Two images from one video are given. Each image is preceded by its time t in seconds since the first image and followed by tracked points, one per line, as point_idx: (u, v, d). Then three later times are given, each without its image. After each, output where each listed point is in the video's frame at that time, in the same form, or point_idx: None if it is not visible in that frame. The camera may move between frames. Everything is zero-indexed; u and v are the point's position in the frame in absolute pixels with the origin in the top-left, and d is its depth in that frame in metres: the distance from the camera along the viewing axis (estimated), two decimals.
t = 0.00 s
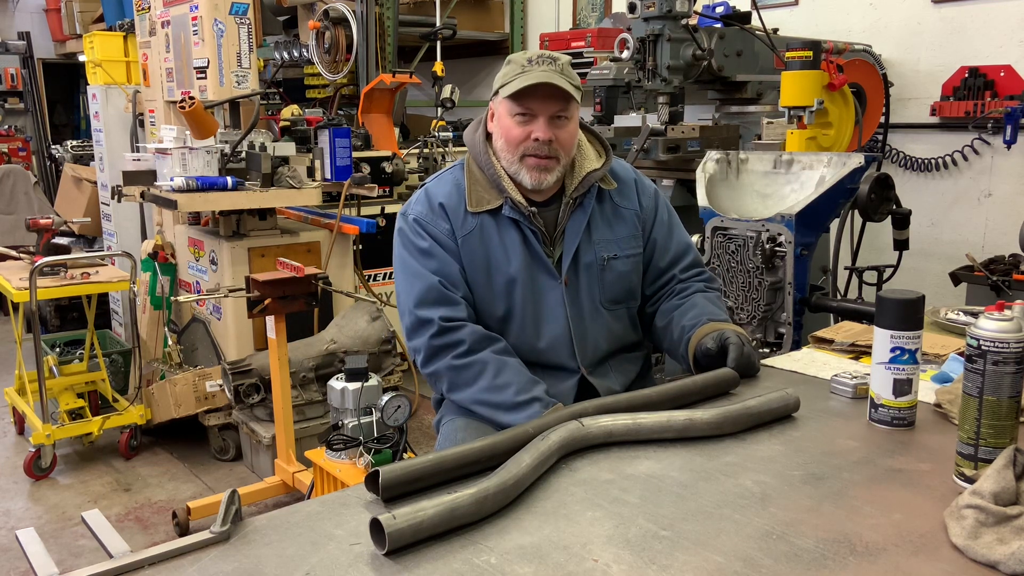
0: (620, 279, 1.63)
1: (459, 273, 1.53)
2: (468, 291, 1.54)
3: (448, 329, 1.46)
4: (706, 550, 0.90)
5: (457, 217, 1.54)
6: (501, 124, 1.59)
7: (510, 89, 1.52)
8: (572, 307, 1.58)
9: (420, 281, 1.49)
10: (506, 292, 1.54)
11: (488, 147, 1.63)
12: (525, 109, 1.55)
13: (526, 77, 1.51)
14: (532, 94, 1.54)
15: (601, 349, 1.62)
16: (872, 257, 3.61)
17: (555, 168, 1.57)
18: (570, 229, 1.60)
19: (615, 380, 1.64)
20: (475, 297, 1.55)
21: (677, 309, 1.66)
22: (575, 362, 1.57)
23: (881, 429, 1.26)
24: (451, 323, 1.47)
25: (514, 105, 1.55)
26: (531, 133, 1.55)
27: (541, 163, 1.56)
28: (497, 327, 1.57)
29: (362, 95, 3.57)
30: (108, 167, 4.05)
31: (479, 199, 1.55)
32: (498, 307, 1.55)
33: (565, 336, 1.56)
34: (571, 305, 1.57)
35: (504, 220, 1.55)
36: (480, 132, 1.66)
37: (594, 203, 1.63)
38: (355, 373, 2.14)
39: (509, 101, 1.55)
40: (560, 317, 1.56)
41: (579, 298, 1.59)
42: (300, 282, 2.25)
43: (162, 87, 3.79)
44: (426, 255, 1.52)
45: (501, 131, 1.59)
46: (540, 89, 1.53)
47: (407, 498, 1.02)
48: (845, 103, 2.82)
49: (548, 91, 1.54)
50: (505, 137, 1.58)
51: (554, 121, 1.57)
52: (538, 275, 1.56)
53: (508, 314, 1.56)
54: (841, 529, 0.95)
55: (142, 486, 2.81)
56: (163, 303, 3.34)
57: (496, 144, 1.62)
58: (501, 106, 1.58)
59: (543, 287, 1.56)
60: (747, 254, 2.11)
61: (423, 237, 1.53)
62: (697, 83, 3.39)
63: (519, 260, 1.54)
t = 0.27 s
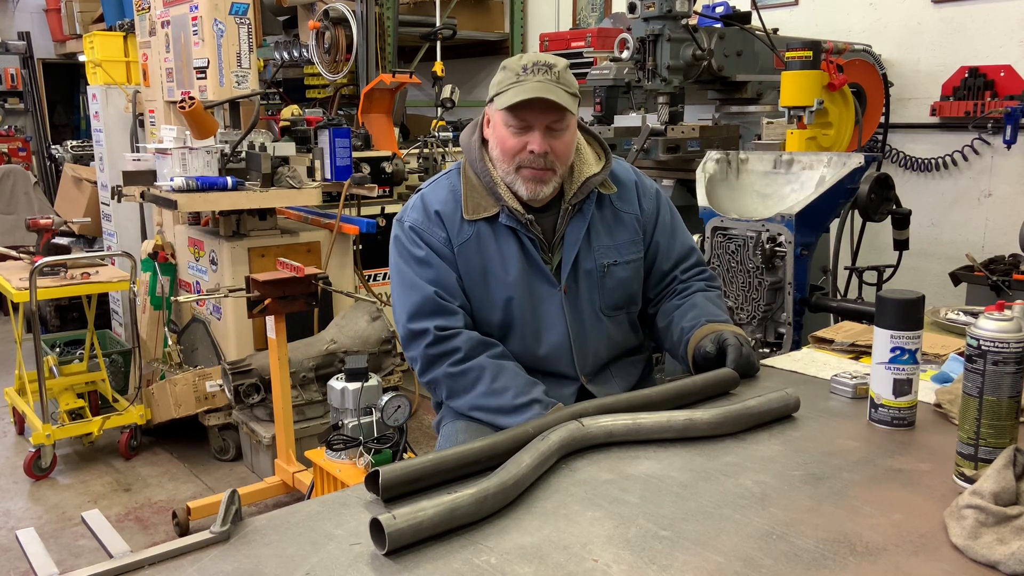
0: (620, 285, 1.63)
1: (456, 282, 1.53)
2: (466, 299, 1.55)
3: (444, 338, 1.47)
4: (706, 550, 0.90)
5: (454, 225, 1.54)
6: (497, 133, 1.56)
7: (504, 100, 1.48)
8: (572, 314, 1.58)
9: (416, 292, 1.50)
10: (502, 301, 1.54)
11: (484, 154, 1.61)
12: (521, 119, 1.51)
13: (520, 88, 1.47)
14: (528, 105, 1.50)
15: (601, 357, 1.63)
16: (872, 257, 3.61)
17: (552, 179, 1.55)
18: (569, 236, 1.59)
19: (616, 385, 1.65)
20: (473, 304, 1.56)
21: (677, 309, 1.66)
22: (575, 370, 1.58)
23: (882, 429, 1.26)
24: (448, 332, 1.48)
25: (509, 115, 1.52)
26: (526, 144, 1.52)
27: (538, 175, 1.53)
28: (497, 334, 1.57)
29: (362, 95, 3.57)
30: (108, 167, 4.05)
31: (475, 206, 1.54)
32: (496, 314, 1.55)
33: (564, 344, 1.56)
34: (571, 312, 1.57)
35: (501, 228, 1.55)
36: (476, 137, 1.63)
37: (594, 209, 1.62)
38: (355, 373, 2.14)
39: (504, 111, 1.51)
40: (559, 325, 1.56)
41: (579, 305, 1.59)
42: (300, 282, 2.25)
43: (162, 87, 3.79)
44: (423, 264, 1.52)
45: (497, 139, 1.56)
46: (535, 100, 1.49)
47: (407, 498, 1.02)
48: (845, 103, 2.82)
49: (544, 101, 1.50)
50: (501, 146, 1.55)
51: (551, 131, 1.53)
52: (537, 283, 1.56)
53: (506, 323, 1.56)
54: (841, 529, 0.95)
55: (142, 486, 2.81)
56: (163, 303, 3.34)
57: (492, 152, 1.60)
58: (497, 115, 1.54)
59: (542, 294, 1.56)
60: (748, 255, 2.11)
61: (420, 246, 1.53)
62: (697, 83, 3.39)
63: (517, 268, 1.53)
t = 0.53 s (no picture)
0: (621, 287, 1.63)
1: (456, 284, 1.53)
2: (466, 301, 1.55)
3: (444, 339, 1.47)
4: (706, 550, 0.90)
5: (454, 227, 1.54)
6: (496, 144, 1.54)
7: (501, 116, 1.46)
8: (572, 316, 1.58)
9: (416, 294, 1.50)
10: (502, 303, 1.54)
11: (484, 158, 1.60)
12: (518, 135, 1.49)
13: (517, 105, 1.45)
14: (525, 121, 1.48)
15: (602, 358, 1.63)
16: (872, 257, 3.61)
17: (547, 192, 1.53)
18: (570, 239, 1.59)
19: (615, 387, 1.65)
20: (473, 306, 1.56)
21: (677, 310, 1.67)
22: (575, 372, 1.58)
23: (881, 429, 1.26)
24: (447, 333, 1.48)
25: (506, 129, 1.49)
26: (522, 159, 1.50)
27: (533, 189, 1.52)
28: (497, 336, 1.58)
29: (362, 95, 3.57)
30: (108, 167, 4.05)
31: (476, 209, 1.54)
32: (495, 316, 1.55)
33: (565, 347, 1.56)
34: (571, 315, 1.57)
35: (502, 231, 1.55)
36: (478, 140, 1.62)
37: (596, 211, 1.62)
38: (355, 373, 2.14)
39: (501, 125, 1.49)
40: (560, 327, 1.56)
41: (579, 307, 1.59)
42: (300, 282, 2.25)
43: (162, 87, 3.79)
44: (423, 266, 1.52)
45: (494, 148, 1.55)
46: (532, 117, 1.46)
47: (407, 498, 1.02)
48: (845, 103, 2.82)
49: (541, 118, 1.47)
50: (498, 158, 1.53)
51: (548, 148, 1.50)
52: (537, 285, 1.56)
53: (507, 325, 1.56)
54: (841, 529, 0.95)
55: (142, 486, 2.81)
56: (163, 303, 3.34)
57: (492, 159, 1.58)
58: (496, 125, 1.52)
59: (543, 296, 1.56)
60: (747, 255, 2.11)
61: (420, 248, 1.53)
62: (697, 83, 3.39)
63: (517, 271, 1.53)
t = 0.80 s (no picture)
0: (621, 287, 1.63)
1: (457, 283, 1.53)
2: (467, 300, 1.55)
3: (445, 338, 1.47)
4: (706, 550, 0.90)
5: (455, 226, 1.54)
6: (496, 142, 1.54)
7: (500, 114, 1.47)
8: (573, 316, 1.58)
9: (417, 292, 1.49)
10: (503, 303, 1.54)
11: (485, 157, 1.60)
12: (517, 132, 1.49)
13: (516, 103, 1.46)
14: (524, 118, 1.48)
15: (602, 357, 1.63)
16: (872, 257, 3.61)
17: (547, 190, 1.53)
18: (571, 239, 1.59)
19: (615, 386, 1.65)
20: (474, 305, 1.56)
21: (677, 310, 1.67)
22: (575, 371, 1.58)
23: (881, 429, 1.26)
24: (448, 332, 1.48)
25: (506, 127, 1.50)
26: (521, 157, 1.50)
27: (532, 187, 1.52)
28: (497, 335, 1.57)
29: (362, 95, 3.57)
30: (108, 167, 4.05)
31: (476, 208, 1.54)
32: (496, 316, 1.55)
33: (565, 347, 1.56)
34: (572, 314, 1.57)
35: (502, 230, 1.55)
36: (480, 139, 1.62)
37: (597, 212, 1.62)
38: (355, 373, 2.14)
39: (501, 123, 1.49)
40: (560, 327, 1.56)
41: (580, 307, 1.59)
42: (300, 282, 2.25)
43: (162, 87, 3.79)
44: (424, 265, 1.52)
45: (494, 147, 1.55)
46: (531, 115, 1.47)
47: (407, 498, 1.02)
48: (845, 103, 2.82)
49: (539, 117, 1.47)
50: (498, 156, 1.53)
51: (547, 146, 1.50)
52: (537, 284, 1.56)
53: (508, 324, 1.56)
54: (841, 529, 0.95)
55: (142, 486, 2.81)
56: (163, 303, 3.34)
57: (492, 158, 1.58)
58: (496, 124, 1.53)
59: (543, 296, 1.56)
60: (747, 255, 2.11)
61: (421, 246, 1.53)
62: (697, 83, 3.39)
63: (518, 271, 1.53)
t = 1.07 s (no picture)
0: (621, 287, 1.63)
1: (457, 283, 1.53)
2: (467, 300, 1.54)
3: (445, 338, 1.47)
4: (706, 550, 0.90)
5: (455, 226, 1.54)
6: (496, 142, 1.54)
7: (500, 113, 1.46)
8: (573, 316, 1.58)
9: (418, 292, 1.49)
10: (503, 303, 1.54)
11: (485, 157, 1.60)
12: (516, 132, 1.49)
13: (516, 102, 1.46)
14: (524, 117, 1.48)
15: (602, 357, 1.63)
16: (872, 257, 3.61)
17: (547, 190, 1.53)
18: (571, 239, 1.59)
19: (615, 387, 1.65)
20: (474, 305, 1.56)
21: (676, 311, 1.67)
22: (575, 371, 1.58)
23: (882, 429, 1.26)
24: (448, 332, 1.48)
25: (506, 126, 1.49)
26: (521, 157, 1.50)
27: (531, 186, 1.52)
28: (497, 335, 1.57)
29: (362, 95, 3.57)
30: (108, 167, 4.05)
31: (476, 208, 1.54)
32: (496, 316, 1.55)
33: (566, 347, 1.56)
34: (571, 314, 1.57)
35: (502, 230, 1.55)
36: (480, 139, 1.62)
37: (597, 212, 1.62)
38: (355, 373, 2.14)
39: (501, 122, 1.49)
40: (560, 327, 1.56)
41: (580, 307, 1.59)
42: (299, 282, 2.25)
43: (162, 87, 3.79)
44: (424, 265, 1.52)
45: (494, 147, 1.55)
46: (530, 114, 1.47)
47: (407, 498, 1.02)
48: (845, 103, 2.82)
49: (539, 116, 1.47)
50: (498, 156, 1.53)
51: (546, 146, 1.50)
52: (537, 284, 1.56)
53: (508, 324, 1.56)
54: (841, 529, 0.95)
55: (142, 486, 2.81)
56: (163, 303, 3.34)
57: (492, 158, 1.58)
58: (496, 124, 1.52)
59: (543, 296, 1.56)
60: (747, 255, 2.11)
61: (421, 246, 1.53)
62: (697, 83, 3.39)
63: (518, 271, 1.53)
